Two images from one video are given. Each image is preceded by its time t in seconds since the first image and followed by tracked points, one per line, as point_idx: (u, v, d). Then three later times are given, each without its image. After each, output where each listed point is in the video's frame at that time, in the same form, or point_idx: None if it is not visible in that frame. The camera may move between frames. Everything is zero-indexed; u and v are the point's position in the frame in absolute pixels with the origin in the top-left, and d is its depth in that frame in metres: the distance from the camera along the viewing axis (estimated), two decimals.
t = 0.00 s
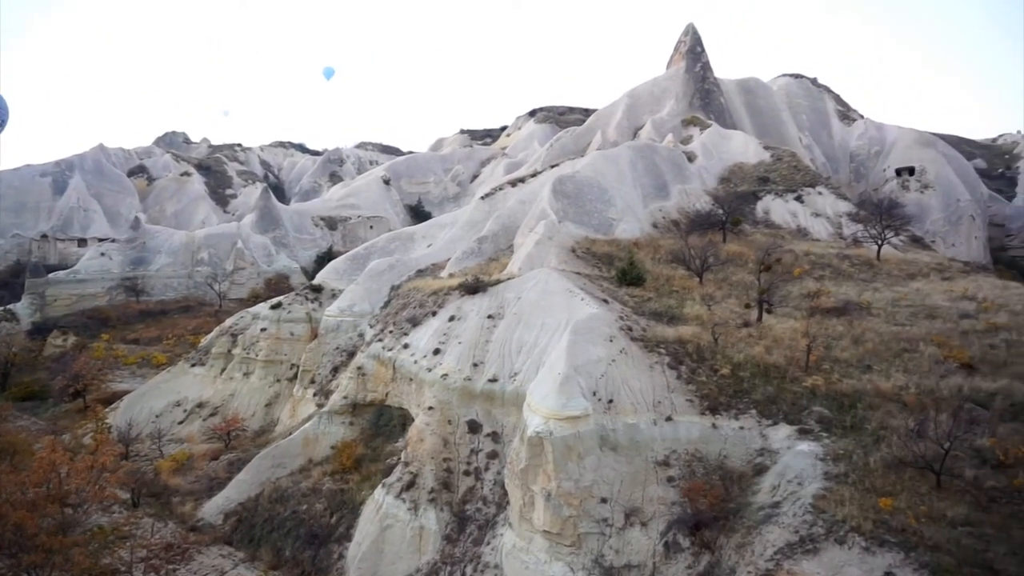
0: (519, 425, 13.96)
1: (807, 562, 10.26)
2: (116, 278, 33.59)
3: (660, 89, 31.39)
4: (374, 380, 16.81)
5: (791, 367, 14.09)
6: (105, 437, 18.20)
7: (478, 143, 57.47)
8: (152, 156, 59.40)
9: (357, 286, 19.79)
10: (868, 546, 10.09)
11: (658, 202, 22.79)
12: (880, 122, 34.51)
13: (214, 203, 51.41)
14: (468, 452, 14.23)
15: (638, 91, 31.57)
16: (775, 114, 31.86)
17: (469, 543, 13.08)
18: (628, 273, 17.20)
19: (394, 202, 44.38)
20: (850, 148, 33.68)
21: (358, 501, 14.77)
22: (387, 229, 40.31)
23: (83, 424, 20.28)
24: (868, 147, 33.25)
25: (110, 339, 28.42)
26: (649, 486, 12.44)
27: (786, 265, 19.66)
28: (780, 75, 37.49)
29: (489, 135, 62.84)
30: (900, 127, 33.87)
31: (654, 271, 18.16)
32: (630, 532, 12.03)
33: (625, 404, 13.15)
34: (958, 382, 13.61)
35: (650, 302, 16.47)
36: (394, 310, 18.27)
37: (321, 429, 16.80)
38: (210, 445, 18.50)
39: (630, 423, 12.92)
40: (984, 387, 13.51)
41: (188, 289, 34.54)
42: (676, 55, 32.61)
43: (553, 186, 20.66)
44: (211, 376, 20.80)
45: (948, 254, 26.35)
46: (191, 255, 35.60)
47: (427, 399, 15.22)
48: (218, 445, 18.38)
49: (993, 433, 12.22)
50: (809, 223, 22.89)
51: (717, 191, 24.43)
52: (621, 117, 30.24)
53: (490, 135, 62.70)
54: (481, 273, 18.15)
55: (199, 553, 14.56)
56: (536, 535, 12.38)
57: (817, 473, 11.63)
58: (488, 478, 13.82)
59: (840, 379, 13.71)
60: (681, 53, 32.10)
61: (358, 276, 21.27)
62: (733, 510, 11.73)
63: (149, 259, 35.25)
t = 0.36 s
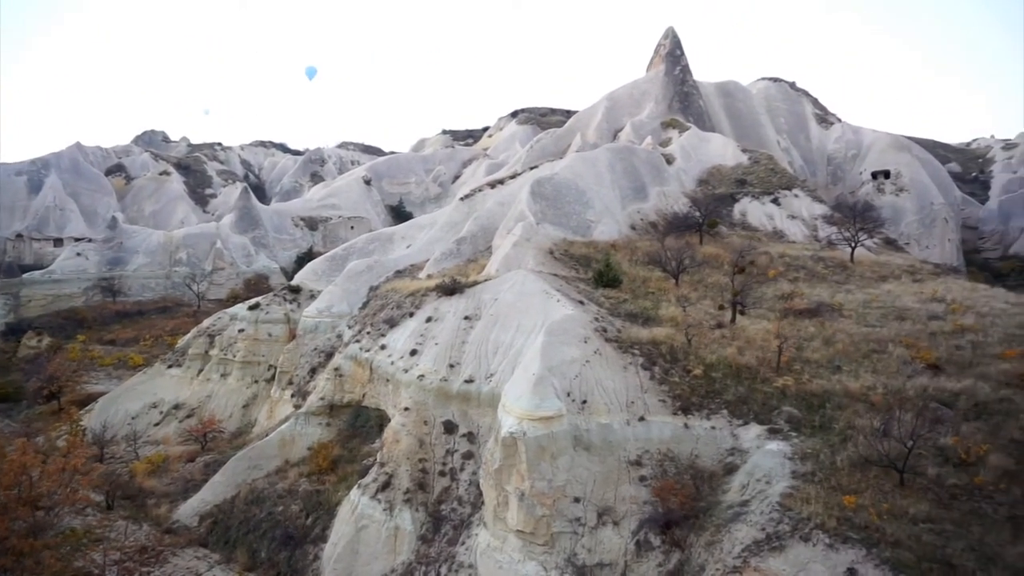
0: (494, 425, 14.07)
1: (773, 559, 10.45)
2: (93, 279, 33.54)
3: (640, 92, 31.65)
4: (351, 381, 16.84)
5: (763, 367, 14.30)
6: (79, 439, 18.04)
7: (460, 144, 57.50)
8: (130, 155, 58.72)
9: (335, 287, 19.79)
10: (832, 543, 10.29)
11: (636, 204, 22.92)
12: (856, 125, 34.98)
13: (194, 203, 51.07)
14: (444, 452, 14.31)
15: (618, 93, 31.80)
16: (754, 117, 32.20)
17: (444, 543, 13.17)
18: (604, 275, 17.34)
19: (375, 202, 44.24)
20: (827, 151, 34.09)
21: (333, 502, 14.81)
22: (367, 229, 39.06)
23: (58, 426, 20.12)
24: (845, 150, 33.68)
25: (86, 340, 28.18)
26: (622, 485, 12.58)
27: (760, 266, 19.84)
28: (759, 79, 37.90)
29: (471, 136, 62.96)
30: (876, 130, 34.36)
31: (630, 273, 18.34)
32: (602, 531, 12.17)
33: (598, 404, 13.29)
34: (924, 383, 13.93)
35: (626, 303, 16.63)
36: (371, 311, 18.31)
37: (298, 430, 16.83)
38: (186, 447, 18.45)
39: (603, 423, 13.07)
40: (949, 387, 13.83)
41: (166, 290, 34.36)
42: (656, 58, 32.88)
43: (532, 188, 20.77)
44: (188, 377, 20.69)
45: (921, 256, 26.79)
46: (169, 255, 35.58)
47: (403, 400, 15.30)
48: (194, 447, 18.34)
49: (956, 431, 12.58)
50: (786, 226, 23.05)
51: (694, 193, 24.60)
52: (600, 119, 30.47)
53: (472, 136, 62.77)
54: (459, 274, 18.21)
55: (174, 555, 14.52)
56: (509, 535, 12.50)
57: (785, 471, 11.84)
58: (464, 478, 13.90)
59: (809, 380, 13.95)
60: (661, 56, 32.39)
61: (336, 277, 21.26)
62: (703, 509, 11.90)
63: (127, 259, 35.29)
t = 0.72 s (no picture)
0: (466, 425, 14.17)
1: (735, 555, 10.65)
2: (63, 278, 33.21)
3: (616, 93, 31.89)
4: (324, 381, 16.85)
5: (730, 366, 14.54)
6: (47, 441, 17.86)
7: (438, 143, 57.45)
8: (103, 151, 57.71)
9: (309, 286, 19.73)
10: (792, 538, 10.52)
11: (610, 204, 23.10)
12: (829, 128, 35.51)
13: (167, 201, 50.52)
14: (416, 452, 14.37)
15: (594, 93, 32.01)
16: (728, 118, 32.56)
17: (415, 542, 13.23)
18: (577, 275, 17.48)
19: (352, 201, 43.96)
20: (801, 152, 34.57)
21: (305, 502, 14.81)
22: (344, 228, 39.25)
23: (25, 427, 19.89)
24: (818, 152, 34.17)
25: (55, 339, 27.78)
26: (591, 483, 12.73)
27: (732, 267, 20.06)
28: (735, 81, 38.34)
29: (449, 134, 62.91)
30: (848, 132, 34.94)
31: (603, 273, 18.51)
32: (571, 528, 12.32)
33: (568, 404, 13.44)
34: (887, 382, 14.27)
35: (598, 303, 16.79)
36: (345, 311, 18.30)
37: (270, 429, 16.80)
38: (157, 447, 18.34)
39: (573, 423, 13.21)
40: (910, 385, 14.19)
41: (138, 289, 34.06)
42: (632, 59, 33.13)
43: (507, 189, 20.84)
44: (159, 377, 20.53)
45: (890, 257, 27.30)
46: (142, 254, 35.16)
47: (376, 399, 15.35)
48: (165, 447, 18.24)
49: (916, 429, 12.94)
50: (758, 227, 23.37)
51: (669, 194, 24.83)
52: (577, 120, 30.67)
53: (450, 135, 62.73)
54: (433, 274, 18.25)
55: (143, 557, 14.44)
56: (479, 533, 12.60)
57: (750, 469, 12.04)
58: (435, 477, 13.97)
59: (776, 379, 14.20)
60: (637, 57, 32.65)
61: (311, 276, 21.20)
62: (670, 506, 12.08)
63: (99, 257, 34.82)
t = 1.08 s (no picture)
0: (434, 425, 14.24)
1: (696, 551, 10.84)
2: (27, 277, 32.63)
3: (589, 95, 32.17)
4: (293, 382, 16.84)
5: (695, 366, 14.77)
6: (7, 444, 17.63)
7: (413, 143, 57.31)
8: (69, 148, 56.51)
9: (279, 287, 19.63)
10: (750, 534, 10.74)
11: (582, 205, 23.29)
12: (799, 131, 36.09)
13: (137, 199, 49.77)
14: (384, 452, 14.41)
15: (568, 95, 32.25)
16: (699, 121, 32.96)
17: (383, 542, 13.28)
18: (547, 276, 17.62)
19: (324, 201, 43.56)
20: (771, 155, 35.09)
21: (272, 503, 14.77)
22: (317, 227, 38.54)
23: None
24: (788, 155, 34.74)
25: (19, 340, 27.25)
26: (557, 482, 12.87)
27: (700, 268, 20.32)
28: (707, 83, 38.81)
29: (424, 134, 62.79)
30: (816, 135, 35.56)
31: (573, 274, 18.68)
32: (537, 527, 12.46)
33: (535, 404, 13.57)
34: (847, 381, 14.63)
35: (567, 303, 16.95)
36: (315, 311, 18.25)
37: (238, 431, 16.73)
38: (123, 449, 18.17)
39: (540, 422, 13.33)
40: (869, 384, 14.56)
41: (106, 288, 33.58)
42: (606, 62, 33.40)
43: (479, 189, 20.89)
44: (126, 378, 20.30)
45: (856, 258, 27.87)
46: (110, 253, 34.66)
47: (344, 400, 15.37)
48: (131, 449, 18.08)
49: (873, 426, 13.30)
50: (727, 228, 23.71)
51: (640, 195, 25.07)
52: (550, 121, 30.85)
53: (426, 134, 62.61)
54: (404, 274, 18.26)
55: (107, 560, 14.28)
56: (446, 533, 12.69)
57: (712, 467, 12.23)
58: (403, 477, 14.02)
59: (739, 379, 14.46)
60: (610, 60, 32.93)
61: (281, 276, 21.12)
62: (634, 504, 12.26)
63: (65, 256, 34.41)
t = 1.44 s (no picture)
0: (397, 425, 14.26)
1: (652, 548, 10.99)
2: None
3: (557, 96, 32.42)
4: (256, 383, 16.74)
5: (656, 366, 15.00)
6: None
7: (383, 142, 57.05)
8: (27, 143, 55.01)
9: (243, 286, 19.42)
10: (704, 530, 10.93)
11: (549, 206, 23.44)
12: (763, 134, 36.72)
13: (98, 197, 48.72)
14: (347, 453, 14.40)
15: (536, 97, 32.43)
16: (666, 123, 33.38)
17: (344, 543, 13.27)
18: (512, 276, 17.72)
19: (292, 200, 43.11)
20: (737, 157, 35.66)
21: (233, 506, 14.67)
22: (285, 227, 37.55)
23: None
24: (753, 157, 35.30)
25: None
26: (518, 481, 12.99)
27: (664, 269, 20.59)
28: (675, 86, 39.32)
29: (394, 133, 62.54)
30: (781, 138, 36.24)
31: (538, 274, 18.83)
32: (497, 526, 12.57)
33: (497, 403, 13.68)
34: (803, 380, 15.00)
35: (531, 304, 17.08)
36: (279, 312, 18.13)
37: (199, 432, 16.57)
38: (80, 452, 17.92)
39: (502, 422, 13.44)
40: (823, 383, 14.95)
41: (64, 288, 32.92)
42: (574, 63, 33.66)
43: (445, 190, 20.90)
44: (84, 380, 19.98)
45: (818, 260, 28.50)
46: (69, 252, 33.99)
47: (307, 401, 15.31)
48: (89, 452, 17.86)
49: (825, 424, 13.66)
50: (692, 229, 24.08)
51: (607, 196, 25.29)
52: (518, 122, 30.98)
53: (395, 134, 62.34)
54: (369, 274, 18.23)
55: (61, 566, 14.04)
56: (407, 533, 12.73)
57: (669, 465, 12.43)
58: (365, 478, 14.02)
59: (699, 378, 14.72)
60: (578, 62, 33.22)
61: (245, 276, 20.91)
62: (593, 503, 12.43)
63: (23, 255, 34.09)
